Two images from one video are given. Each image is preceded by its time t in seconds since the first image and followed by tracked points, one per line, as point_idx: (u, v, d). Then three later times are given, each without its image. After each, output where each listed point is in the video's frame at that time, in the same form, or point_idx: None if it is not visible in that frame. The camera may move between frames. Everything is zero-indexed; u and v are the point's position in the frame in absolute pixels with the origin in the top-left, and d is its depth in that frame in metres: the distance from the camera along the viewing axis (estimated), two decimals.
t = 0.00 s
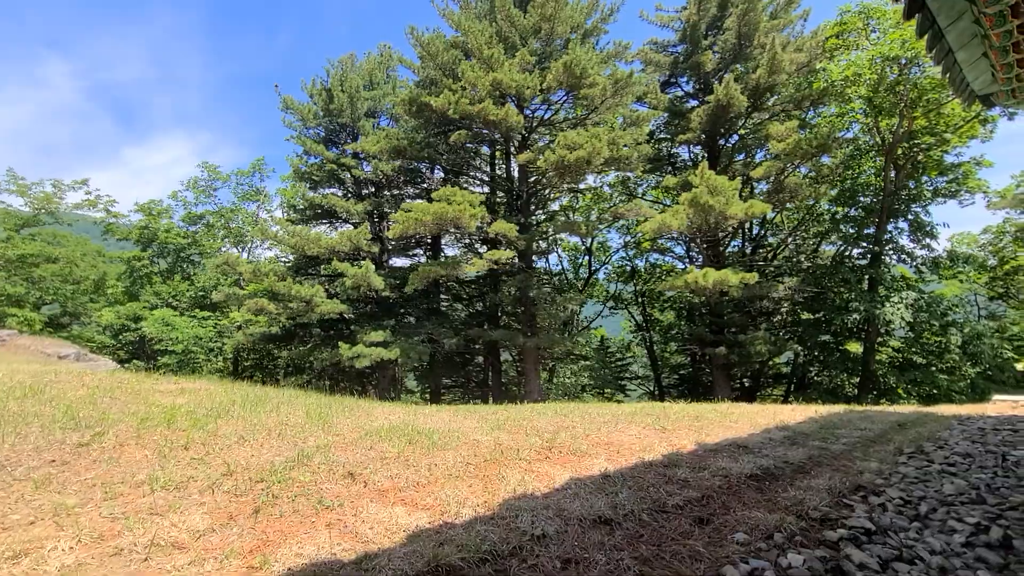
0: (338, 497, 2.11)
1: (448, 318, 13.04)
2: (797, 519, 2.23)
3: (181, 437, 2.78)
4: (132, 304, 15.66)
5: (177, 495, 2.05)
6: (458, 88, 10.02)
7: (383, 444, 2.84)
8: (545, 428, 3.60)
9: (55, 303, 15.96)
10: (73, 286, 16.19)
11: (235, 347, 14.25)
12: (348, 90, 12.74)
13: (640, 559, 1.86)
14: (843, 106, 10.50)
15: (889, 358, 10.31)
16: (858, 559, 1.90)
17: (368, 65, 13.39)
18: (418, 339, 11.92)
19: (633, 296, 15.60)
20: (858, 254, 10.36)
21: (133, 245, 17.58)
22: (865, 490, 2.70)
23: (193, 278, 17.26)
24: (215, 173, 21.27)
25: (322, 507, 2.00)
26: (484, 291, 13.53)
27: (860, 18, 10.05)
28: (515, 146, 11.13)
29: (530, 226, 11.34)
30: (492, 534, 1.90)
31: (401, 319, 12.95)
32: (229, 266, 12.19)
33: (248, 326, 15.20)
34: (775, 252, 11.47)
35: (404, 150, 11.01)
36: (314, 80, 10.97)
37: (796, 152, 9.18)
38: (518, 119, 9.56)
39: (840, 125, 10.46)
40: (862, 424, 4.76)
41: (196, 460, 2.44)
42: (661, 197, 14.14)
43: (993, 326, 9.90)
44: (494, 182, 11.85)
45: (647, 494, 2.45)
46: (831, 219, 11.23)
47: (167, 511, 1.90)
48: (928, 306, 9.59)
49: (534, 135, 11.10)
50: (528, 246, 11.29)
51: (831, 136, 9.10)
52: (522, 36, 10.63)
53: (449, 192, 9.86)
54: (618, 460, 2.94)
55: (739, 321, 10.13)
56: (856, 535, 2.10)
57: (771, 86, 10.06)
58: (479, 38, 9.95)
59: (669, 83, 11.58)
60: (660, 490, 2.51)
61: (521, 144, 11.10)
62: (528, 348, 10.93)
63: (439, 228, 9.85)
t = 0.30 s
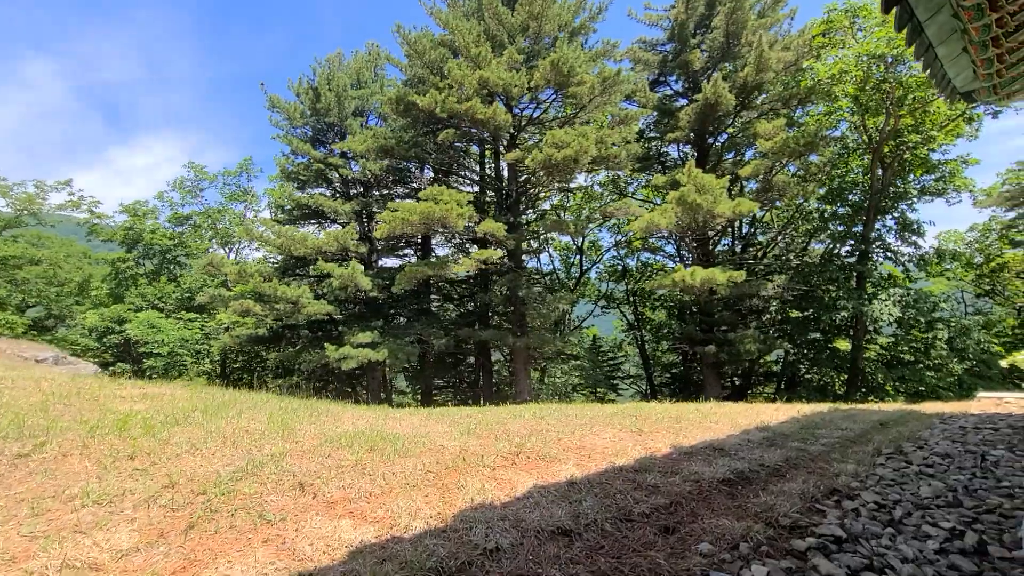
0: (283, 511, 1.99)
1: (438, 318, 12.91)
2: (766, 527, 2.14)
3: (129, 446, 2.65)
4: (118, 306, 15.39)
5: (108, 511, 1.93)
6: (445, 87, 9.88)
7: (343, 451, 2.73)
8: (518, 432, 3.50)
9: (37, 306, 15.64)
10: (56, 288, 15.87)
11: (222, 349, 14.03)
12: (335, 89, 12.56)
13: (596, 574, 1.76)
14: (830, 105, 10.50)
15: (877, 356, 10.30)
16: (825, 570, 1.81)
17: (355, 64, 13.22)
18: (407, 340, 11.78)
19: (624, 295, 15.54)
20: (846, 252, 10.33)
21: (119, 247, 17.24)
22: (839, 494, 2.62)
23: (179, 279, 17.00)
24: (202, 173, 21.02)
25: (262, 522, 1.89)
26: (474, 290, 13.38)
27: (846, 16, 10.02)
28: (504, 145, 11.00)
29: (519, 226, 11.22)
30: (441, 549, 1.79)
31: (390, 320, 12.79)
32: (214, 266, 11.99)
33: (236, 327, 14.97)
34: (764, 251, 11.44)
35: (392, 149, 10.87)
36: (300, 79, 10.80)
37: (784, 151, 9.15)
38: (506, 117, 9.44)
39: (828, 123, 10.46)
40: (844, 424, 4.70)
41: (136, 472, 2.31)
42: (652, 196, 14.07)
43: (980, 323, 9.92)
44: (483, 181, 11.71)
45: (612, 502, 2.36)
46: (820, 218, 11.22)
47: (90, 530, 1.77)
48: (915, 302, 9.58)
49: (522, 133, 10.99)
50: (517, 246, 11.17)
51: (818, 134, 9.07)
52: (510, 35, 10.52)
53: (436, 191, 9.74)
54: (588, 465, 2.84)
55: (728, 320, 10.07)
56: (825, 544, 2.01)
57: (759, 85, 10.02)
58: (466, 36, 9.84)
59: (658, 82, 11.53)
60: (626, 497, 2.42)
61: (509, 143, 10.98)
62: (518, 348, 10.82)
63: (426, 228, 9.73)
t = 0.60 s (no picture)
0: (213, 528, 1.88)
1: (427, 318, 12.76)
2: (724, 539, 2.05)
3: (66, 457, 2.51)
4: (101, 306, 15.09)
5: (23, 530, 1.80)
6: (432, 84, 9.73)
7: (293, 460, 2.61)
8: (486, 438, 3.39)
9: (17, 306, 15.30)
10: (38, 288, 15.58)
11: (207, 349, 13.77)
12: (321, 86, 12.35)
13: None
14: (818, 105, 10.49)
15: (863, 355, 10.30)
16: None
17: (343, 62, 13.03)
18: (394, 340, 11.62)
19: (615, 294, 15.47)
20: (833, 252, 10.31)
21: (102, 247, 16.80)
22: (806, 502, 2.54)
23: (164, 278, 16.67)
24: (187, 172, 20.75)
25: (187, 541, 1.77)
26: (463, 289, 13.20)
27: (832, 16, 9.98)
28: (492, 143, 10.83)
29: (507, 225, 11.09)
30: (377, 568, 1.69)
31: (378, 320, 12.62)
32: (197, 266, 11.71)
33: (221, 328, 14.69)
34: (753, 251, 11.40)
35: (378, 147, 10.71)
36: (285, 76, 10.56)
37: (771, 150, 9.10)
38: (492, 115, 9.31)
39: (815, 123, 10.45)
40: (823, 425, 4.64)
41: (65, 486, 2.18)
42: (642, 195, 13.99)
43: (964, 322, 9.94)
44: (472, 180, 11.55)
45: (570, 513, 2.26)
46: (808, 217, 11.19)
47: None
48: (900, 301, 9.58)
49: (510, 131, 10.85)
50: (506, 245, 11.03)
51: (805, 134, 9.03)
52: (497, 32, 10.39)
53: (422, 189, 9.59)
54: (550, 473, 2.74)
55: (716, 319, 10.02)
56: (784, 557, 1.93)
57: (746, 84, 9.96)
58: (453, 33, 9.70)
59: (647, 81, 11.48)
60: (584, 507, 2.32)
61: (498, 140, 10.81)
62: (506, 348, 10.69)
63: (412, 228, 9.58)
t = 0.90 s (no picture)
0: (130, 546, 1.73)
1: (412, 317, 12.57)
2: (680, 552, 1.94)
3: None
4: (77, 304, 14.68)
5: None
6: (415, 81, 9.55)
7: (235, 469, 2.47)
8: (449, 443, 3.26)
9: None
10: (12, 286, 15.16)
11: (186, 349, 13.40)
12: (303, 82, 12.09)
13: None
14: (801, 107, 10.51)
15: (845, 355, 10.33)
16: None
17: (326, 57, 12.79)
18: (377, 340, 11.42)
19: (603, 294, 15.38)
20: (816, 253, 10.31)
21: (79, 244, 16.44)
22: (771, 510, 2.45)
23: (143, 276, 16.22)
24: (168, 168, 20.29)
25: (97, 562, 1.63)
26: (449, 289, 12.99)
27: (815, 17, 9.88)
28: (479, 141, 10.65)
29: (492, 224, 10.91)
30: None
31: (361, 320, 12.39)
32: (174, 264, 11.34)
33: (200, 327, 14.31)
34: (738, 251, 11.38)
35: (362, 144, 10.51)
36: (267, 71, 10.30)
37: (755, 151, 9.07)
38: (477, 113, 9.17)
39: (799, 125, 10.46)
40: (798, 427, 4.58)
41: None
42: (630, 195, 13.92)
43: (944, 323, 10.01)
44: (458, 178, 11.36)
45: (522, 524, 2.14)
46: (792, 218, 11.19)
47: None
48: (881, 302, 9.61)
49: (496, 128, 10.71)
50: (491, 244, 10.85)
51: (788, 135, 9.02)
52: (483, 30, 10.25)
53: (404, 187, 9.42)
54: (508, 481, 2.63)
55: (701, 319, 9.97)
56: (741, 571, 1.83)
57: (731, 85, 9.92)
58: (437, 30, 9.55)
59: (633, 81, 11.40)
60: (539, 518, 2.20)
61: (483, 137, 10.62)
62: (491, 348, 10.55)
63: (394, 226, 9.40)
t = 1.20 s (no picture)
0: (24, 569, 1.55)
1: (396, 316, 12.33)
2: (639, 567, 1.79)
3: None
4: (51, 301, 14.21)
5: None
6: (400, 76, 9.36)
7: (169, 476, 2.29)
8: (412, 446, 3.08)
9: None
10: None
11: (163, 348, 12.96)
12: (287, 76, 11.80)
13: None
14: (788, 109, 10.49)
15: (828, 356, 10.33)
16: None
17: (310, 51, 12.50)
18: (360, 340, 11.16)
19: (591, 294, 15.26)
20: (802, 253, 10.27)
21: (54, 239, 15.92)
22: (741, 518, 2.33)
23: (120, 272, 15.74)
24: (147, 162, 19.77)
25: None
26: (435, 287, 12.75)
27: (802, 19, 9.88)
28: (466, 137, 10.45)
29: (478, 222, 10.67)
30: None
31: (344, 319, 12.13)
32: (151, 260, 10.85)
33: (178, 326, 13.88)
34: (724, 253, 11.32)
35: (345, 140, 10.27)
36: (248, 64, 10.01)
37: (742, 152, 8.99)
38: (462, 109, 8.98)
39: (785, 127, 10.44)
40: (779, 429, 4.47)
41: None
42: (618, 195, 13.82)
43: (926, 326, 10.02)
44: (445, 176, 11.16)
45: (473, 536, 1.99)
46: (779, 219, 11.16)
47: None
48: (864, 303, 9.61)
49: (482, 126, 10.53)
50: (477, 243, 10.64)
51: (774, 136, 8.97)
52: (469, 25, 10.06)
53: (387, 183, 9.19)
54: (466, 488, 2.47)
55: (687, 320, 9.87)
56: None
57: (718, 86, 9.84)
58: (422, 25, 9.35)
59: (622, 81, 11.29)
60: (492, 529, 2.05)
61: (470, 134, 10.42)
62: (475, 347, 10.35)
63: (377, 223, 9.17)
